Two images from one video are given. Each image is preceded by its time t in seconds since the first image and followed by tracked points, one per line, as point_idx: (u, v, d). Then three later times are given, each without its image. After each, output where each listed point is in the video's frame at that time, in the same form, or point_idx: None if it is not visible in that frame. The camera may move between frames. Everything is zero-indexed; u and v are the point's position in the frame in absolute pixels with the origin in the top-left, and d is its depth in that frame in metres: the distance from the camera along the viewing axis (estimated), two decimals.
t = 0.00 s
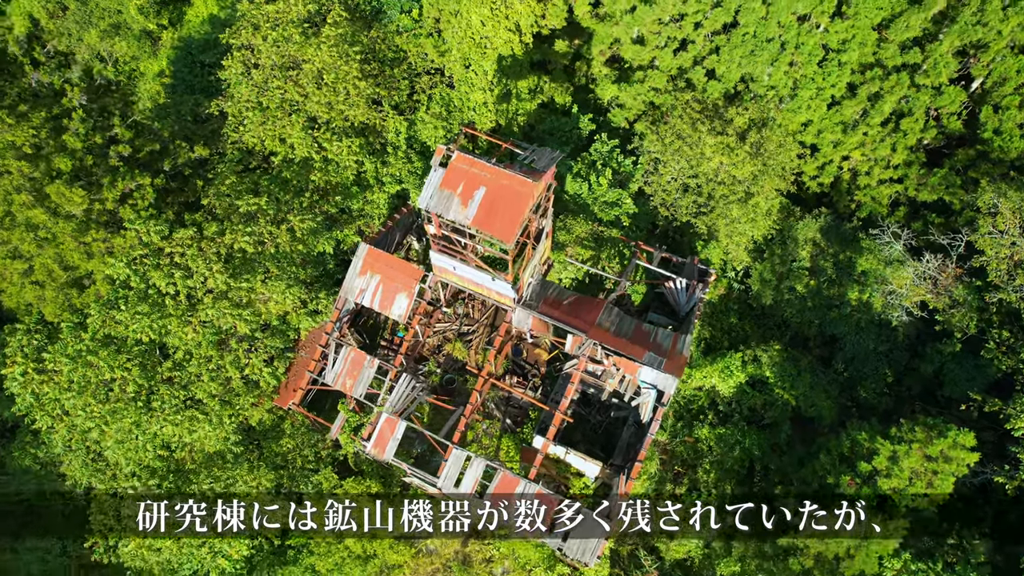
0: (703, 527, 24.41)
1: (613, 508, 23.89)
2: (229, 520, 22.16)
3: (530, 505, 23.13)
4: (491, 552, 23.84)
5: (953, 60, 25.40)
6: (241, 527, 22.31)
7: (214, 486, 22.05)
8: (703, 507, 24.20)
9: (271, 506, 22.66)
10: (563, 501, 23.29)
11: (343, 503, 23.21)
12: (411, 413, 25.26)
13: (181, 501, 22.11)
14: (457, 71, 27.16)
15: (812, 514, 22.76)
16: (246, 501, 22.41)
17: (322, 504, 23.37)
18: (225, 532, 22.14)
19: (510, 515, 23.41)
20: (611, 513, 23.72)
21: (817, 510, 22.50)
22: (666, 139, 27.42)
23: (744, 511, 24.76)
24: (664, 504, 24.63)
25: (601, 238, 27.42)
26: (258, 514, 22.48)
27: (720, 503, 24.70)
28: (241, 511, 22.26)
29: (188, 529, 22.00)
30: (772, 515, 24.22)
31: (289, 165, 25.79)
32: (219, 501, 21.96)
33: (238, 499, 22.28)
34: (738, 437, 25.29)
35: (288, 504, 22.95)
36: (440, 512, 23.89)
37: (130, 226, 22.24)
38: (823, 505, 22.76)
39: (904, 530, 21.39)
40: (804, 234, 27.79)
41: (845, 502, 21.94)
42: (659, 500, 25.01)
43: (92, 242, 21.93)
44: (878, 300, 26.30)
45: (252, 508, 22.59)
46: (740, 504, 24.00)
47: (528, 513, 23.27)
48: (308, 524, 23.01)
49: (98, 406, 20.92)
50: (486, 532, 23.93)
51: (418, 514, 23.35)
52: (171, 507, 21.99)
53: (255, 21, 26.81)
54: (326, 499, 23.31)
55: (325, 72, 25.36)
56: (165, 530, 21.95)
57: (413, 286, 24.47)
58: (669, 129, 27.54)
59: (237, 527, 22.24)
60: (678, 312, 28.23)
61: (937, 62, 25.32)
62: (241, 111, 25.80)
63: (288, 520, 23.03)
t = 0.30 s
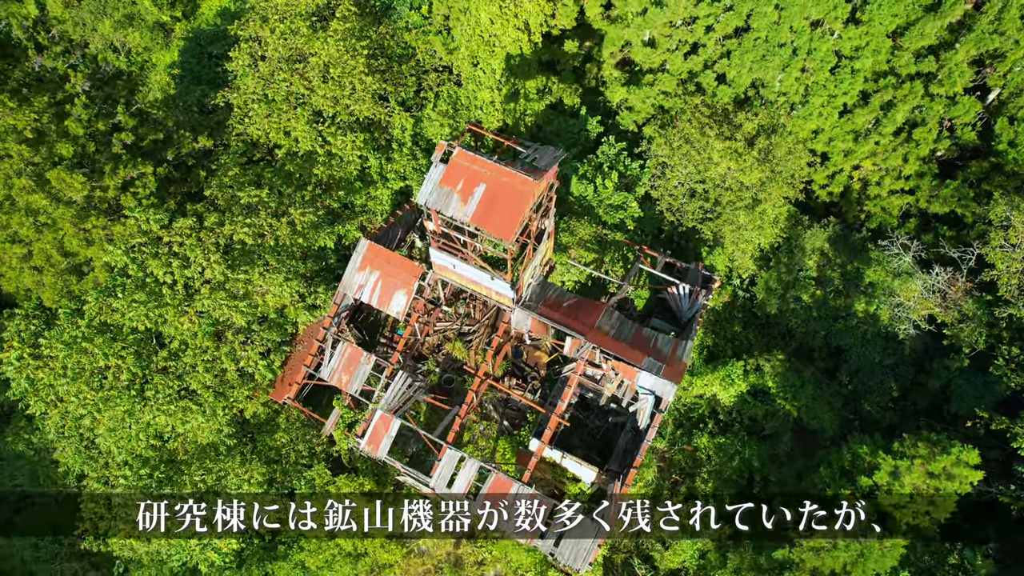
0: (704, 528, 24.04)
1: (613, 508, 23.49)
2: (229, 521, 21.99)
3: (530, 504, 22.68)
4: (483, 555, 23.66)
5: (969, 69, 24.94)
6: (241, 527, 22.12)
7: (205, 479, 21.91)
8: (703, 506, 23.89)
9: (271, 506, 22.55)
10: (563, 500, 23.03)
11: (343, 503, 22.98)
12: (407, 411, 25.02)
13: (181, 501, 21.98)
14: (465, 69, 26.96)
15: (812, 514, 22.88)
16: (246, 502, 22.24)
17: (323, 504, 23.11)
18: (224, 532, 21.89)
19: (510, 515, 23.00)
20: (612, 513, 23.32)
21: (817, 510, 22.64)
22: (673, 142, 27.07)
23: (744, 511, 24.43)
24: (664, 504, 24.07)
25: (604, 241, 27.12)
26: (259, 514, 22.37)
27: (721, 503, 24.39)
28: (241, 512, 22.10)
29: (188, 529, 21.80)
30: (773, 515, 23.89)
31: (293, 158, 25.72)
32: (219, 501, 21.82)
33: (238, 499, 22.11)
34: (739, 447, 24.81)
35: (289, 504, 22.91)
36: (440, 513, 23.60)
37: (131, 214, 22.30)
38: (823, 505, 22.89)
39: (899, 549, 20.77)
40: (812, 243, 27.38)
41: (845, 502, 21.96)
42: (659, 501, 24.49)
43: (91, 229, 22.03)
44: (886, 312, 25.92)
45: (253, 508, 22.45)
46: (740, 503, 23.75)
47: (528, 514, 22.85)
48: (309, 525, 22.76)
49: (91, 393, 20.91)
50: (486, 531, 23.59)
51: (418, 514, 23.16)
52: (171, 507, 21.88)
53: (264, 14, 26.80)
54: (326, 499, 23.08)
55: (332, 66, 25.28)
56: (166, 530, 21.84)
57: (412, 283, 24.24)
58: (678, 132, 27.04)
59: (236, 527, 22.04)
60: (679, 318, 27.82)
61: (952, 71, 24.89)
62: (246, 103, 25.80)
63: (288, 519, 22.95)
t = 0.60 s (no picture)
0: (704, 528, 23.63)
1: (613, 507, 23.32)
2: (229, 521, 22.04)
3: (530, 504, 22.28)
4: (475, 558, 23.27)
5: (984, 78, 24.48)
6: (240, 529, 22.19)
7: (197, 470, 21.86)
8: (703, 506, 23.56)
9: (271, 506, 22.56)
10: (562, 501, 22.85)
11: (344, 503, 22.78)
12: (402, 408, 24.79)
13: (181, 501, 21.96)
14: (472, 66, 26.70)
15: (811, 514, 22.80)
16: (246, 502, 22.29)
17: (323, 504, 22.89)
18: (225, 532, 21.95)
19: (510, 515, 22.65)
20: (611, 513, 23.18)
21: (817, 510, 22.46)
22: (680, 146, 26.75)
23: (744, 512, 24.14)
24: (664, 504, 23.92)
25: (607, 244, 26.80)
26: (259, 514, 22.48)
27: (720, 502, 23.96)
28: (241, 511, 22.14)
29: (188, 530, 21.88)
30: (773, 515, 23.61)
31: (296, 151, 25.63)
32: (219, 501, 21.87)
33: (238, 499, 22.14)
34: (738, 456, 24.12)
35: (289, 504, 22.67)
36: (440, 513, 23.27)
37: (132, 203, 22.33)
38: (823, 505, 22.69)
39: (897, 565, 20.40)
40: (819, 251, 26.96)
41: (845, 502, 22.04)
42: (659, 501, 24.39)
43: (91, 216, 22.10)
44: (893, 325, 25.80)
45: (253, 509, 22.54)
46: (740, 503, 23.42)
47: (528, 514, 22.48)
48: (308, 525, 22.53)
49: (85, 379, 20.95)
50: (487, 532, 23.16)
51: (418, 514, 22.96)
52: (171, 506, 21.81)
53: (273, 6, 26.73)
54: (325, 499, 22.83)
55: (338, 60, 25.20)
56: (166, 530, 21.81)
57: (411, 280, 24.11)
58: (685, 136, 26.74)
59: (236, 527, 22.07)
60: (681, 324, 27.37)
61: (966, 79, 24.47)
62: (251, 96, 25.77)
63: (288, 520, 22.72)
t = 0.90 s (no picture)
0: (703, 528, 23.43)
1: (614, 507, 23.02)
2: (229, 520, 22.12)
3: (530, 504, 22.15)
4: (467, 560, 23.02)
5: (1000, 88, 23.98)
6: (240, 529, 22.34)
7: (189, 461, 21.76)
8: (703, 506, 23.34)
9: (271, 506, 22.52)
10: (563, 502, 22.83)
11: (344, 503, 22.47)
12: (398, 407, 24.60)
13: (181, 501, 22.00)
14: (479, 64, 26.47)
15: (812, 514, 22.77)
16: (246, 502, 22.36)
17: (323, 504, 22.57)
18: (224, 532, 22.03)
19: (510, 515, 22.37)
20: (610, 513, 22.82)
21: (817, 510, 22.40)
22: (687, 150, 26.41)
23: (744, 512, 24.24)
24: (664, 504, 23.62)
25: (611, 247, 26.51)
26: (258, 515, 22.52)
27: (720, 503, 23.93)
28: (241, 511, 22.20)
29: (187, 530, 21.88)
30: (773, 515, 23.70)
31: (300, 145, 25.49)
32: (219, 500, 21.95)
33: (238, 499, 22.26)
34: (737, 466, 24.02)
35: (288, 504, 22.40)
36: (440, 513, 22.92)
37: (133, 192, 22.30)
38: (823, 505, 22.71)
39: None
40: (826, 261, 26.51)
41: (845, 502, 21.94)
42: (659, 501, 24.20)
43: (91, 203, 22.13)
44: (899, 337, 25.31)
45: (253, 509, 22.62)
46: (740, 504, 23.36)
47: (529, 514, 22.26)
48: (308, 524, 22.24)
49: (79, 366, 20.88)
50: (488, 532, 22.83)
51: (417, 514, 22.66)
52: (171, 507, 21.86)
53: None
54: (326, 498, 22.53)
55: (344, 55, 25.09)
56: (166, 530, 21.87)
57: (410, 278, 23.88)
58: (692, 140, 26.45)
59: (236, 527, 22.17)
60: (682, 329, 26.99)
61: (981, 88, 23.99)
62: (257, 89, 25.70)
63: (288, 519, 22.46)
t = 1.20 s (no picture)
0: (703, 528, 23.22)
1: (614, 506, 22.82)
2: (229, 521, 22.21)
3: (530, 504, 21.97)
4: (458, 562, 22.85)
5: (1016, 98, 23.48)
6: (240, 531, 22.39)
7: (182, 452, 21.65)
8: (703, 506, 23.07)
9: (271, 506, 22.26)
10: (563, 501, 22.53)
11: (344, 503, 22.29)
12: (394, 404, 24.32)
13: (181, 501, 22.13)
14: (487, 62, 26.26)
15: (812, 514, 22.76)
16: (246, 502, 22.35)
17: (323, 504, 22.33)
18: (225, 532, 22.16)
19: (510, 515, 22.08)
20: (610, 512, 22.65)
21: (818, 511, 22.41)
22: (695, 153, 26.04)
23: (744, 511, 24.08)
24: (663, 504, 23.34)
25: (614, 249, 26.19)
26: (258, 514, 22.34)
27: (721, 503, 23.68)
28: (241, 512, 22.22)
29: (188, 529, 22.04)
30: (773, 515, 23.58)
31: (304, 138, 25.39)
32: (219, 501, 22.04)
33: (238, 500, 22.26)
34: (735, 476, 23.63)
35: (288, 504, 22.18)
36: (440, 513, 22.66)
37: (134, 180, 22.30)
38: (823, 505, 22.84)
39: None
40: (833, 270, 26.06)
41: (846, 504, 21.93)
42: (659, 500, 23.90)
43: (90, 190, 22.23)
44: (906, 350, 24.83)
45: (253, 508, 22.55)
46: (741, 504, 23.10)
47: (529, 514, 21.98)
48: (308, 525, 21.96)
49: (75, 353, 20.91)
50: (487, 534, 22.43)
51: (417, 514, 22.40)
52: (171, 507, 21.98)
53: None
54: (325, 498, 22.29)
55: (351, 50, 24.99)
56: (166, 530, 21.97)
57: (409, 275, 23.70)
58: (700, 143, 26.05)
59: (236, 528, 22.23)
60: (683, 335, 26.60)
61: (997, 98, 23.53)
62: (263, 81, 25.65)
63: (288, 519, 22.24)
